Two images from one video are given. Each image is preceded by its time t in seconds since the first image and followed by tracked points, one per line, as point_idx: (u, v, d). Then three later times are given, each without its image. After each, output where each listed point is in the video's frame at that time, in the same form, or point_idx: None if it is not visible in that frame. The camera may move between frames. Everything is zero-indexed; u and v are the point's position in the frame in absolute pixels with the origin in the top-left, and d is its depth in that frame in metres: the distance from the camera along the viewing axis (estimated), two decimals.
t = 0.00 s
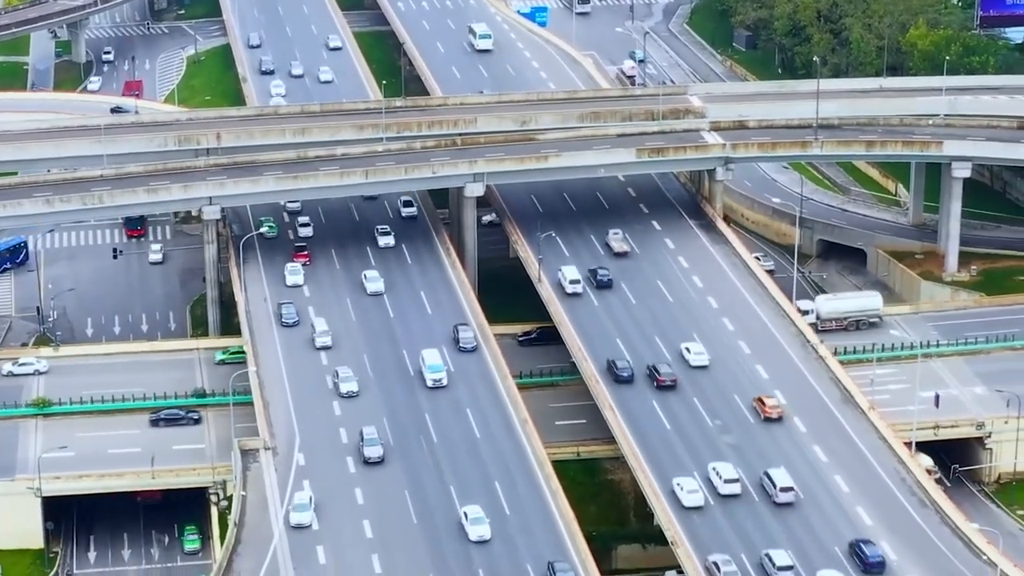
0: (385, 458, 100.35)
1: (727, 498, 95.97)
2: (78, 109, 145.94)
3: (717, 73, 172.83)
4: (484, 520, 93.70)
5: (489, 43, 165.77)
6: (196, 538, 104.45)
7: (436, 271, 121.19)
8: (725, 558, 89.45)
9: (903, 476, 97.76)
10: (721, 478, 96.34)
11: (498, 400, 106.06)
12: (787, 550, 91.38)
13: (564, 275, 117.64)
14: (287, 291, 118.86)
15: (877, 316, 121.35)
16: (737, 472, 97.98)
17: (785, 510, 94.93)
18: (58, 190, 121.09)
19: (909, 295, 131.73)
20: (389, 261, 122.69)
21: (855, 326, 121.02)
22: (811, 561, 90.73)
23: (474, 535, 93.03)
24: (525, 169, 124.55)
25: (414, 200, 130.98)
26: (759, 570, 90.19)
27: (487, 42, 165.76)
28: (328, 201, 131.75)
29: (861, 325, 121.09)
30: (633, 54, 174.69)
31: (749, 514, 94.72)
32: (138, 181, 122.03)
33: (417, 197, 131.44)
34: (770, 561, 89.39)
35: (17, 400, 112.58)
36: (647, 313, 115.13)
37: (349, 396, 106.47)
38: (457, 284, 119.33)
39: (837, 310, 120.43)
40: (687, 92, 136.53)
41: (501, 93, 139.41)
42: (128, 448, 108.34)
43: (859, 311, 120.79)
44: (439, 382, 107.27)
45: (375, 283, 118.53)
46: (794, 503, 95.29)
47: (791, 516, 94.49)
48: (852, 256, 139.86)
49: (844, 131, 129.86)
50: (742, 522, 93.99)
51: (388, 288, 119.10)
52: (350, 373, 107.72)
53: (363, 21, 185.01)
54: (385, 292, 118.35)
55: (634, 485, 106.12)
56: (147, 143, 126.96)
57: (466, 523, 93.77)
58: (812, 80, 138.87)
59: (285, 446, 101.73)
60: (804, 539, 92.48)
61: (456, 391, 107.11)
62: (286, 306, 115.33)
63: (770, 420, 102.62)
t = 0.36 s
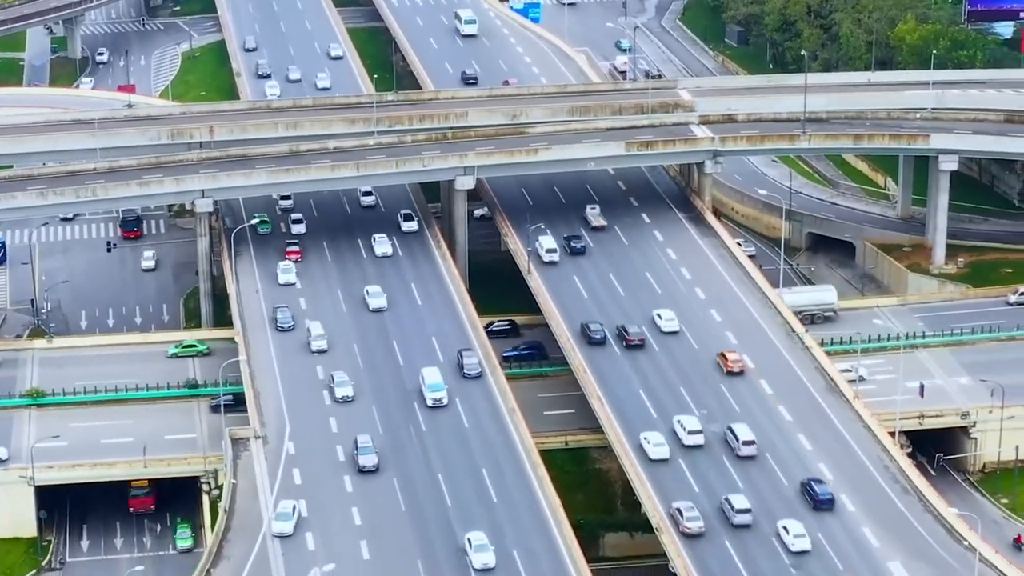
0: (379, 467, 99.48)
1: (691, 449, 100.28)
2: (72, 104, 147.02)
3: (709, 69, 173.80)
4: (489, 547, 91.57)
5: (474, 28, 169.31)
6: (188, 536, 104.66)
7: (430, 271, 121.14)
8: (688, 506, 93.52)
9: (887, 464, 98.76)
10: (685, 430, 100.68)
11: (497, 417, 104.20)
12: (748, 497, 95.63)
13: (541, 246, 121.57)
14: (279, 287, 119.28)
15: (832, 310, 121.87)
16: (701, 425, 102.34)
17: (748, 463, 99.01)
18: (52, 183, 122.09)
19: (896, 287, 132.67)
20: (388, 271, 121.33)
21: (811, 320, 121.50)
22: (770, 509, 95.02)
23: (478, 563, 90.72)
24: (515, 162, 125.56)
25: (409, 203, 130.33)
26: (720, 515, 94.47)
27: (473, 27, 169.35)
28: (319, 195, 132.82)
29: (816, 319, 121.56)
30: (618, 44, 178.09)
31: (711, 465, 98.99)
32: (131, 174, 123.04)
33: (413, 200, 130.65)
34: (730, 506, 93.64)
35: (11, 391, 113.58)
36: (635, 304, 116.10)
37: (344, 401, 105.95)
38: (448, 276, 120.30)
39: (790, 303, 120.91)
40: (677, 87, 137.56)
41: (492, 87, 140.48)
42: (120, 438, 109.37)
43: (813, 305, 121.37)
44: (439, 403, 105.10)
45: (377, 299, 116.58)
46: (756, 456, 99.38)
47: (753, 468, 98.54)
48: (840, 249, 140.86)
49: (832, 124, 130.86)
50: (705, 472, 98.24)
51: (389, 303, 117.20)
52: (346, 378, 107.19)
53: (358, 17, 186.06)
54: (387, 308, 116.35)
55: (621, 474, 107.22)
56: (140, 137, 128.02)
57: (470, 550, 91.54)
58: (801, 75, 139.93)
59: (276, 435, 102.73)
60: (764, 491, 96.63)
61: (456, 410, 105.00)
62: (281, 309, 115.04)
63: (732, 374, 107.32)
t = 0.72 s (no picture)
0: (374, 475, 98.80)
1: (660, 408, 104.07)
2: (66, 99, 148.08)
3: (701, 65, 174.65)
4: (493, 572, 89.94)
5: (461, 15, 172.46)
6: (181, 535, 104.17)
7: (427, 275, 120.64)
8: (656, 463, 97.21)
9: (872, 454, 99.70)
10: (655, 390, 104.52)
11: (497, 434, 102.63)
12: (713, 453, 99.47)
13: (521, 219, 125.24)
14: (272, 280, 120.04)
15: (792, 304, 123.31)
16: (670, 386, 106.29)
17: (717, 424, 102.59)
18: (46, 178, 123.02)
19: (885, 281, 133.56)
20: (387, 280, 120.01)
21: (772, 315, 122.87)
22: (736, 465, 98.83)
23: None
24: (506, 156, 126.45)
25: (406, 212, 129.01)
26: (686, 470, 98.31)
27: (460, 15, 172.11)
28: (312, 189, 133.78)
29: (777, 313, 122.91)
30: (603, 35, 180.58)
31: (679, 423, 102.80)
32: (124, 169, 123.99)
33: (409, 209, 129.31)
34: (695, 460, 97.53)
35: (5, 382, 114.56)
36: (624, 297, 116.96)
37: (339, 406, 105.34)
38: (438, 269, 121.20)
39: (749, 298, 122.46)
40: (668, 82, 138.56)
41: (484, 82, 141.50)
42: (113, 429, 110.30)
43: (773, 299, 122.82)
44: (439, 421, 103.33)
45: (380, 314, 114.66)
46: (724, 417, 102.94)
47: (721, 428, 102.14)
48: (830, 242, 141.80)
49: (821, 119, 131.81)
50: (673, 430, 102.08)
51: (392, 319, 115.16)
52: (341, 384, 106.59)
53: (352, 14, 187.06)
54: (390, 323, 114.40)
55: (609, 464, 108.20)
56: (134, 132, 129.00)
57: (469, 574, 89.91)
58: (790, 70, 140.95)
59: (266, 426, 103.66)
60: (731, 449, 100.25)
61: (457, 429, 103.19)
62: (276, 314, 114.51)
63: (699, 335, 111.69)
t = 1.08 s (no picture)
0: (369, 483, 98.15)
1: (634, 375, 107.68)
2: (61, 94, 148.93)
3: (694, 62, 175.37)
4: None
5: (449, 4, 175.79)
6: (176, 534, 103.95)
7: (423, 282, 119.67)
8: (630, 427, 100.61)
9: (858, 444, 100.56)
10: (629, 357, 108.18)
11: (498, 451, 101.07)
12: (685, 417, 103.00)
13: (505, 196, 128.36)
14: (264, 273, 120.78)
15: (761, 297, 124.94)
16: (644, 353, 109.86)
17: (689, 391, 105.85)
18: (41, 172, 123.86)
19: (874, 275, 134.34)
20: (385, 289, 118.94)
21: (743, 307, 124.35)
22: (707, 429, 102.27)
23: None
24: (497, 151, 127.25)
25: (405, 225, 127.18)
26: (659, 433, 101.78)
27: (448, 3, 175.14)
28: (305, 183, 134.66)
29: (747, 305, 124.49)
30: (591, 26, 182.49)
31: (652, 390, 106.23)
32: (119, 163, 124.87)
33: (407, 222, 127.49)
34: (667, 423, 101.09)
35: None
36: (614, 291, 117.79)
37: (334, 411, 104.94)
38: (429, 263, 121.98)
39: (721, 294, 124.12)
40: (659, 77, 139.46)
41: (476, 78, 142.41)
42: (106, 421, 111.15)
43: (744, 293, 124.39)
44: (439, 439, 101.65)
45: (383, 327, 113.08)
46: (695, 384, 106.27)
47: (693, 395, 105.45)
48: (820, 237, 142.60)
49: (811, 114, 132.71)
50: (646, 395, 105.55)
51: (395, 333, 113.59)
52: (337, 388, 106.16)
53: (348, 11, 187.97)
54: (392, 337, 112.85)
55: (598, 456, 109.06)
56: (128, 127, 129.92)
57: None
58: (781, 65, 141.89)
59: (257, 417, 104.56)
60: (703, 414, 103.61)
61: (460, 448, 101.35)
62: (270, 318, 113.94)
63: (672, 305, 115.46)
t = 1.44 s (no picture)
0: (362, 493, 97.25)
1: (602, 336, 112.01)
2: (53, 89, 149.97)
3: (684, 57, 176.29)
4: None
5: None
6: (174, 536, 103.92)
7: (418, 295, 118.11)
8: (599, 385, 105.03)
9: (839, 432, 101.73)
10: (599, 319, 112.52)
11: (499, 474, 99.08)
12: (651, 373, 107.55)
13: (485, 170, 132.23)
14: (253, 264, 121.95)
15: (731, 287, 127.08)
16: (613, 316, 114.16)
17: (655, 352, 110.23)
18: (33, 165, 124.90)
19: (861, 267, 135.30)
20: (379, 301, 117.54)
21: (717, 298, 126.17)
22: (673, 385, 106.75)
23: None
24: (486, 144, 128.27)
25: (403, 241, 125.07)
26: (625, 389, 106.29)
27: None
28: (296, 177, 135.69)
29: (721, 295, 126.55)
30: (577, 15, 185.04)
31: (619, 349, 110.67)
32: (111, 156, 125.93)
33: (405, 237, 125.45)
34: (634, 379, 105.59)
35: None
36: (600, 281, 118.95)
37: (327, 417, 104.30)
38: (418, 255, 123.02)
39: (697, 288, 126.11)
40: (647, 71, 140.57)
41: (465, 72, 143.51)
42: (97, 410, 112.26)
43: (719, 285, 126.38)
44: (436, 461, 99.67)
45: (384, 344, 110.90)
46: (662, 346, 110.67)
47: (659, 355, 109.84)
48: (807, 230, 143.64)
49: (797, 107, 133.80)
50: (615, 356, 109.92)
51: (398, 351, 111.38)
52: (329, 394, 105.60)
53: (341, 7, 189.09)
54: (394, 355, 110.71)
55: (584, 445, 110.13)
56: (120, 120, 131.01)
57: None
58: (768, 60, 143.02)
59: (246, 406, 105.73)
60: (669, 373, 107.95)
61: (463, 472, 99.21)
62: (264, 324, 113.09)
63: (639, 268, 120.17)
